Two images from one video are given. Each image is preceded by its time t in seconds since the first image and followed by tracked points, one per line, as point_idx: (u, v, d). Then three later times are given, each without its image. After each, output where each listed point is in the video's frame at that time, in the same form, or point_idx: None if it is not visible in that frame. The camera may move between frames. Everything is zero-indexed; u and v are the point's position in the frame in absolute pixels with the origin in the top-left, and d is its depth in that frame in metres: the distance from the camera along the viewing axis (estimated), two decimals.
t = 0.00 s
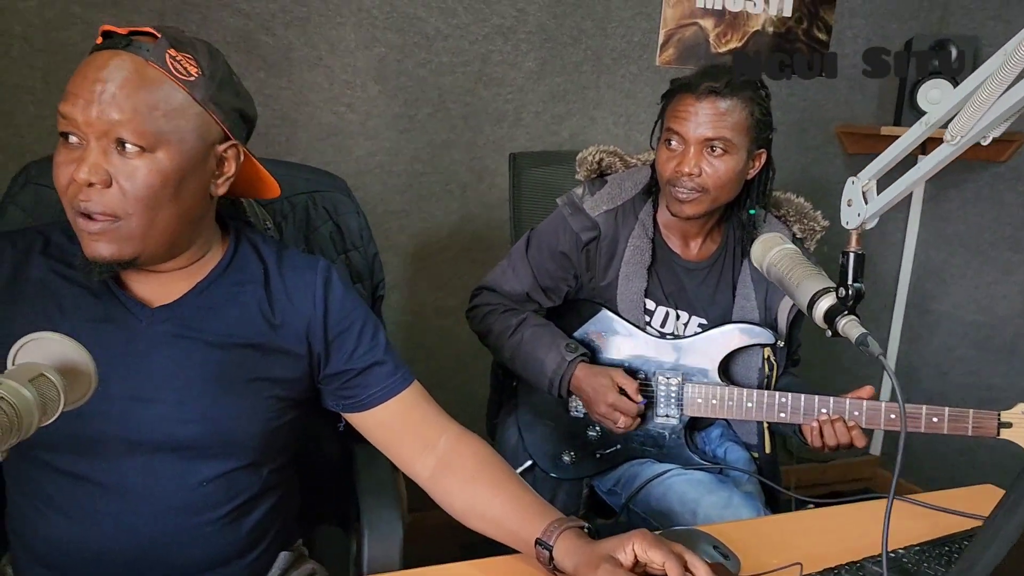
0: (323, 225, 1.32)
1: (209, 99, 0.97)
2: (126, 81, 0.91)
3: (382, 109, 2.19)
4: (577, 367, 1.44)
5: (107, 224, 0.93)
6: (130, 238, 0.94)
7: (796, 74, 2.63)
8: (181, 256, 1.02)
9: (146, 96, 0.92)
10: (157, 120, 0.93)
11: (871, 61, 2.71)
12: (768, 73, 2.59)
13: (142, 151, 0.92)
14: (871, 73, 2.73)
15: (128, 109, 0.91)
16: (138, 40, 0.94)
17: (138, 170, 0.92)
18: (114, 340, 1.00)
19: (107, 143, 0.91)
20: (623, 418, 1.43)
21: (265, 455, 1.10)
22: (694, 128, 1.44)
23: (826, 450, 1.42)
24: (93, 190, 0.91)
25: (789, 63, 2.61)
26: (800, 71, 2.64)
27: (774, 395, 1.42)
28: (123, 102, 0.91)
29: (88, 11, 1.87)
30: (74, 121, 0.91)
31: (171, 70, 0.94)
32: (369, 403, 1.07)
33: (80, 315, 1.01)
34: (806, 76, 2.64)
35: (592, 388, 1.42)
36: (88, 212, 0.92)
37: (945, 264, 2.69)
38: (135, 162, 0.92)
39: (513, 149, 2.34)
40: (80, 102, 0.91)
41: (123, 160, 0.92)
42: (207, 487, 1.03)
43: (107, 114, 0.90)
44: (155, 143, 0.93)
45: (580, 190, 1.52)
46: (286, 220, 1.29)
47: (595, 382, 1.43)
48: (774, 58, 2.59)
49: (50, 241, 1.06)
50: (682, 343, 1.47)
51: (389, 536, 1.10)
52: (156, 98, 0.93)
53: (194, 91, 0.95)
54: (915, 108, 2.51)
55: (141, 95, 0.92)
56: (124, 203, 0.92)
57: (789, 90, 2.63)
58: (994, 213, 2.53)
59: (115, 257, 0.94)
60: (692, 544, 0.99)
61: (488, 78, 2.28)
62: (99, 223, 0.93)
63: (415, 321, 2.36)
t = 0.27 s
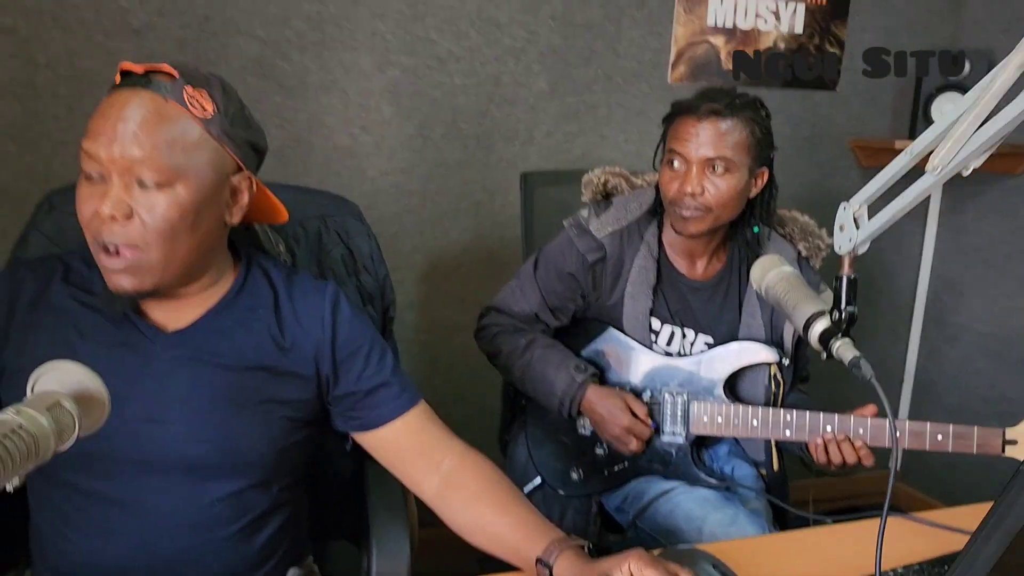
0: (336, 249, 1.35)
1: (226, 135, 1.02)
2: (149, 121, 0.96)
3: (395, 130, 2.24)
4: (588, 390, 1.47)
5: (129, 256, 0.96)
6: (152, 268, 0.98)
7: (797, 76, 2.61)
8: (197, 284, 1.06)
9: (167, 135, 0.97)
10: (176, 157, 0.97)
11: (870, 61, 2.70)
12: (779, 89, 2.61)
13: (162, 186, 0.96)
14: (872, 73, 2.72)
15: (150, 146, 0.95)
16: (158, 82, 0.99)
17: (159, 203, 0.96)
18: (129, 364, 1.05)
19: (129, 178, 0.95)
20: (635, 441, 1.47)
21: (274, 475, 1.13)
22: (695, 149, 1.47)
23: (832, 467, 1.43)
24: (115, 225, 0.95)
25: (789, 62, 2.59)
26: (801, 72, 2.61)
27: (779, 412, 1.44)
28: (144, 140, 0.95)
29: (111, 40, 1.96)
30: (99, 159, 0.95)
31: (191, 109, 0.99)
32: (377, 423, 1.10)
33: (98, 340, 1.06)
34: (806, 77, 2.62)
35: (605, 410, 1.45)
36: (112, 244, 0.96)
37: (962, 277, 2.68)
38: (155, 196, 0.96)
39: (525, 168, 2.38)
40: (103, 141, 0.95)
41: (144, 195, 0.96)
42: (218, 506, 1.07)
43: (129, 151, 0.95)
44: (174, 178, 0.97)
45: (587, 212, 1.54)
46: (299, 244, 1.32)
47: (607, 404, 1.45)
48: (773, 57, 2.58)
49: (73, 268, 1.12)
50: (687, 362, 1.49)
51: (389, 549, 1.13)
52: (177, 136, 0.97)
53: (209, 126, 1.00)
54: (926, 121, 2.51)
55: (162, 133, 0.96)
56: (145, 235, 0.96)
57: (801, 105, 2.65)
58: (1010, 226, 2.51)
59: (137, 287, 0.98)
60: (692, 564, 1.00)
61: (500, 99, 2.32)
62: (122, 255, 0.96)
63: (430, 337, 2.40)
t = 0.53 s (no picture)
0: (345, 259, 1.40)
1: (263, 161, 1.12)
2: (219, 160, 1.03)
3: (408, 141, 2.29)
4: (594, 395, 1.50)
5: (223, 287, 1.06)
6: (238, 296, 1.08)
7: (797, 75, 2.60)
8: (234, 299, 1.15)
9: (238, 171, 1.05)
10: (253, 191, 1.07)
11: (870, 61, 2.69)
12: (790, 96, 2.62)
13: (242, 218, 1.06)
14: (872, 73, 2.70)
15: (230, 184, 1.04)
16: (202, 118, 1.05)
17: (249, 237, 1.06)
18: (147, 373, 1.10)
19: (214, 217, 1.03)
20: (641, 445, 1.50)
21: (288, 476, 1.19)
22: (694, 158, 1.50)
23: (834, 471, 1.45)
24: (213, 261, 1.03)
25: (789, 62, 2.59)
26: (800, 72, 2.61)
27: (781, 417, 1.45)
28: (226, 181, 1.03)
29: (132, 59, 2.03)
30: (182, 204, 1.01)
31: (240, 140, 1.07)
32: (382, 420, 1.15)
33: (116, 348, 1.11)
34: (806, 76, 2.61)
35: (612, 415, 1.48)
36: (213, 281, 1.04)
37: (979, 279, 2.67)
38: (246, 231, 1.06)
39: (536, 176, 2.42)
40: (186, 185, 1.01)
41: (229, 229, 1.05)
42: (237, 505, 1.13)
43: (225, 194, 1.03)
44: (251, 209, 1.06)
45: (590, 221, 1.58)
46: (309, 256, 1.37)
47: (613, 409, 1.48)
48: (771, 58, 2.57)
49: (93, 279, 1.18)
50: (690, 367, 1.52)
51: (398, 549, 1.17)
52: (243, 170, 1.06)
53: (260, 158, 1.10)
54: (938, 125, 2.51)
55: (234, 171, 1.04)
56: (242, 269, 1.06)
57: (812, 110, 2.66)
58: None
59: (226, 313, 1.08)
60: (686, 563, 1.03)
61: (511, 109, 2.36)
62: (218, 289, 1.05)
63: (445, 344, 2.44)
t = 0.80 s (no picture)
0: (354, 262, 1.44)
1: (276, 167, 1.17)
2: (254, 171, 1.09)
3: (423, 146, 2.33)
4: (601, 394, 1.52)
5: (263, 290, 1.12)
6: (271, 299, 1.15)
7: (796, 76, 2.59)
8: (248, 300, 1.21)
9: (271, 180, 1.11)
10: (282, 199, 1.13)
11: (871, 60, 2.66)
12: (805, 95, 2.63)
13: (276, 223, 1.12)
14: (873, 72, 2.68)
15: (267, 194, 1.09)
16: (229, 131, 1.10)
17: (281, 243, 1.13)
18: (166, 373, 1.15)
19: (254, 227, 1.09)
20: (650, 442, 1.52)
21: (302, 471, 1.24)
22: (700, 160, 1.52)
23: (841, 469, 1.47)
24: (256, 267, 1.09)
25: (789, 62, 2.58)
26: (800, 72, 2.59)
27: (786, 414, 1.47)
28: (266, 191, 1.08)
29: (154, 70, 2.10)
30: (226, 215, 1.07)
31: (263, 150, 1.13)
32: (387, 413, 1.20)
33: (133, 351, 1.16)
34: (805, 77, 2.60)
35: (620, 412, 1.50)
36: (253, 287, 1.10)
37: (998, 276, 2.65)
38: (279, 238, 1.12)
39: (550, 178, 2.45)
40: (228, 197, 1.07)
41: (267, 236, 1.11)
42: (257, 498, 1.17)
43: (262, 205, 1.09)
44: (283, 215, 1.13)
45: (597, 223, 1.61)
46: (319, 260, 1.41)
47: (622, 407, 1.51)
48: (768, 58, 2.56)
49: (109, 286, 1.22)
50: (697, 366, 1.54)
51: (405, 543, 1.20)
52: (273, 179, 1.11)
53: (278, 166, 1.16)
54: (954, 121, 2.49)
55: (268, 181, 1.10)
56: (277, 273, 1.13)
57: (826, 109, 2.66)
58: None
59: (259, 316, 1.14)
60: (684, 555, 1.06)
61: (524, 112, 2.39)
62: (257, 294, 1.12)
63: (461, 344, 2.48)
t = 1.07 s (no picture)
0: (358, 252, 1.47)
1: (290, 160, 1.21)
2: (268, 162, 1.12)
3: (441, 140, 2.36)
4: (615, 383, 1.54)
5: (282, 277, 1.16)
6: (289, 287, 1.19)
7: (796, 75, 2.57)
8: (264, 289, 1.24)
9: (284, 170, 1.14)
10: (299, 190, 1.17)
11: (870, 61, 2.64)
12: (826, 84, 2.62)
13: (291, 211, 1.16)
14: (873, 74, 2.65)
15: (282, 183, 1.13)
16: (241, 125, 1.14)
17: (298, 233, 1.17)
18: (185, 365, 1.18)
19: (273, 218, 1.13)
20: (662, 431, 1.53)
21: (319, 457, 1.27)
22: (715, 148, 1.52)
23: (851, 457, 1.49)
24: (274, 254, 1.13)
25: (789, 62, 2.56)
26: (800, 70, 2.58)
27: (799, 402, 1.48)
28: (280, 181, 1.12)
29: (177, 69, 2.16)
30: (244, 206, 1.10)
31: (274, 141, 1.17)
32: (394, 393, 1.24)
33: (152, 344, 1.19)
34: (805, 76, 2.58)
35: (631, 403, 1.52)
36: (274, 276, 1.14)
37: None
38: (296, 228, 1.16)
39: (568, 170, 2.46)
40: (246, 188, 1.10)
41: (282, 224, 1.14)
42: (280, 482, 1.21)
43: (280, 196, 1.13)
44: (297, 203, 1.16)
45: (611, 212, 1.61)
46: (324, 252, 1.44)
47: (633, 397, 1.52)
48: (769, 57, 2.54)
49: (126, 281, 1.26)
50: (711, 354, 1.55)
51: (427, 525, 1.23)
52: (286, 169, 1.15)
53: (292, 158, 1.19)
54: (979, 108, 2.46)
55: (282, 171, 1.13)
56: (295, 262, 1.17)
57: (847, 97, 2.65)
58: None
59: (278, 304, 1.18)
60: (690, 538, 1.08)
61: (542, 105, 2.41)
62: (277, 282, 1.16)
63: (482, 336, 2.51)
